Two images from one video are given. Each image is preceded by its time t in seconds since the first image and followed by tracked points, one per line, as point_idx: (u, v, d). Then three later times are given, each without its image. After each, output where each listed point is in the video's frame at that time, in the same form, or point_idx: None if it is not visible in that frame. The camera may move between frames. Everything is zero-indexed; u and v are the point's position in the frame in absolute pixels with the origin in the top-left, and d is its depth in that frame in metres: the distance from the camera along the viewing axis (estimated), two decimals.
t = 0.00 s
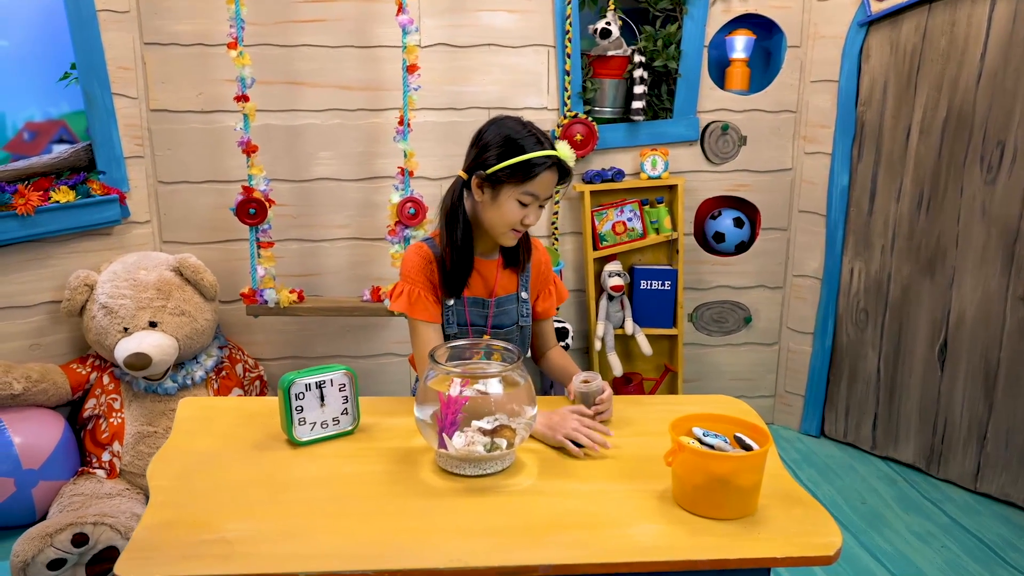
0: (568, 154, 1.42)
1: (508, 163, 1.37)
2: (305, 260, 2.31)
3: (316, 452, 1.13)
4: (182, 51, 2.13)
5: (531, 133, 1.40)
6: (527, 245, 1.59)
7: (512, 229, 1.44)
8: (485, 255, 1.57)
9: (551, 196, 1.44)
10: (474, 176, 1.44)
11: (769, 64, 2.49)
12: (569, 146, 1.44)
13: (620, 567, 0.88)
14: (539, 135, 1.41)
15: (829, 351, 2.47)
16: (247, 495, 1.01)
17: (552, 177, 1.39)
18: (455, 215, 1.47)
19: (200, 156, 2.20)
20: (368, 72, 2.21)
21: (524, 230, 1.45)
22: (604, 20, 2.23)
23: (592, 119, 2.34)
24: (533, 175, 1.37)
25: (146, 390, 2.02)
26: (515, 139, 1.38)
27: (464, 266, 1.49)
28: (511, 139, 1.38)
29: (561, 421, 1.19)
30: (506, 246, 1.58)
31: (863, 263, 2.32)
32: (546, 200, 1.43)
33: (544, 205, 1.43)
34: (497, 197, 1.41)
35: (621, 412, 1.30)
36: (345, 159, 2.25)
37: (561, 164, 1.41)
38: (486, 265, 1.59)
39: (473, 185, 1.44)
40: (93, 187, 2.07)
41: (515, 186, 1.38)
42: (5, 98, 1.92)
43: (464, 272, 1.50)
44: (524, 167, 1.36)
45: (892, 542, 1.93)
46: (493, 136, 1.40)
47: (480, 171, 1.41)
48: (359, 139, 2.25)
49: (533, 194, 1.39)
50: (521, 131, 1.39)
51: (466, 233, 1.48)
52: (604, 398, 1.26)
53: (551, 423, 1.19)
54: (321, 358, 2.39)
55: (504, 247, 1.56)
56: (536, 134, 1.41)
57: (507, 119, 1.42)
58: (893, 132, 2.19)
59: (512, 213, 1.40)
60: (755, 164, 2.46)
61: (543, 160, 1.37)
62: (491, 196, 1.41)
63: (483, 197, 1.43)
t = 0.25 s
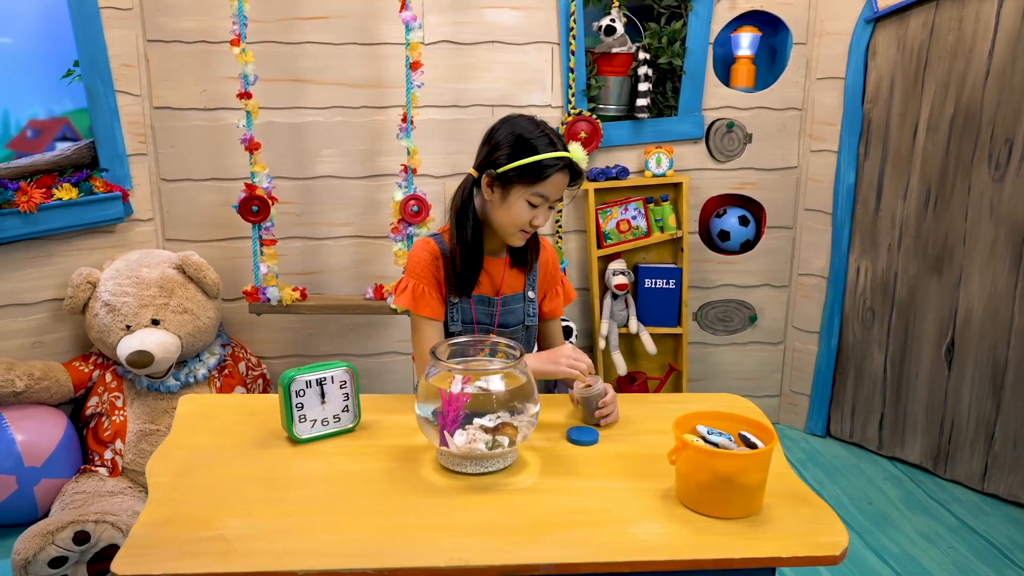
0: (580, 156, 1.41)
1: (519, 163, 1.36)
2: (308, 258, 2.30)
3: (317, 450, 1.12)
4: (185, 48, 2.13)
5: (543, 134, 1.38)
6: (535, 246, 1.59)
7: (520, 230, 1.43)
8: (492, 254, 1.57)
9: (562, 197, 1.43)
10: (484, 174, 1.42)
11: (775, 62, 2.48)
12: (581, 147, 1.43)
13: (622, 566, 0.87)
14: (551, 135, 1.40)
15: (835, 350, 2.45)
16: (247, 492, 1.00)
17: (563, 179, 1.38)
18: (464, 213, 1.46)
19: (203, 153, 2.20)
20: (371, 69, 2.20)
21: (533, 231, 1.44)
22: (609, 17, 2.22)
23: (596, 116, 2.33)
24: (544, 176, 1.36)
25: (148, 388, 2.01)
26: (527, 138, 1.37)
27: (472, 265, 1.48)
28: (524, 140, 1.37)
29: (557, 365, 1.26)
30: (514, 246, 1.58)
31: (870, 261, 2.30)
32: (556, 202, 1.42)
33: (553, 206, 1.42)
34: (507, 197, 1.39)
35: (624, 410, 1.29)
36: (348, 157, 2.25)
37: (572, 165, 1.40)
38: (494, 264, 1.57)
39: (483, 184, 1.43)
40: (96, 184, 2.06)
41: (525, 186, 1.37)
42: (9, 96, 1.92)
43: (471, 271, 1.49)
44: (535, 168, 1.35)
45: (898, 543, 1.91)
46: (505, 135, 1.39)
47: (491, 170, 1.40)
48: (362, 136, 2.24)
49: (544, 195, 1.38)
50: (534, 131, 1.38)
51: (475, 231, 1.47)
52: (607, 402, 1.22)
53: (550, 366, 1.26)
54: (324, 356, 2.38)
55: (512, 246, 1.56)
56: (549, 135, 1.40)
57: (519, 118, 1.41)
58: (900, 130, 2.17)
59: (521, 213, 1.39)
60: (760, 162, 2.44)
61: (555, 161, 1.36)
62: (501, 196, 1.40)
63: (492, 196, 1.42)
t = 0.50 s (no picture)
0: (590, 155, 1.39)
1: (527, 160, 1.34)
2: (311, 256, 2.30)
3: (318, 447, 1.11)
4: (189, 45, 2.12)
5: (553, 131, 1.37)
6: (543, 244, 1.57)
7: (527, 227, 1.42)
8: (499, 250, 1.55)
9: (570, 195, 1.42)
10: (492, 170, 1.41)
11: (781, 59, 2.46)
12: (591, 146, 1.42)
13: (626, 566, 0.86)
14: (561, 133, 1.38)
15: (841, 349, 2.43)
16: (247, 489, 0.99)
17: (572, 177, 1.37)
18: (471, 208, 1.44)
19: (206, 150, 2.19)
20: (375, 66, 2.19)
21: (540, 229, 1.43)
22: (613, 14, 2.21)
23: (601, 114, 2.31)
24: (552, 174, 1.34)
25: (150, 385, 2.00)
26: (536, 135, 1.36)
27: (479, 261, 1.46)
28: (534, 137, 1.35)
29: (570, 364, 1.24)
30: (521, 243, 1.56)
31: (877, 260, 2.28)
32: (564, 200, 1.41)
33: (561, 205, 1.41)
34: (515, 194, 1.38)
35: (629, 408, 1.28)
36: (352, 154, 2.24)
37: (581, 164, 1.38)
38: (500, 261, 1.56)
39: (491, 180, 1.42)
40: (99, 181, 2.06)
41: (533, 184, 1.36)
42: (12, 93, 1.92)
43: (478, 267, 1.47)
44: (543, 166, 1.34)
45: (905, 544, 1.89)
46: (514, 131, 1.37)
47: (499, 166, 1.38)
48: (366, 133, 2.23)
49: (552, 193, 1.37)
50: (544, 128, 1.37)
51: (482, 227, 1.45)
52: (612, 399, 1.21)
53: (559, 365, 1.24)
54: (327, 354, 2.38)
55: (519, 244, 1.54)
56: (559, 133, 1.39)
57: (529, 114, 1.39)
58: (907, 127, 2.15)
59: (528, 211, 1.38)
60: (767, 160, 2.42)
61: (564, 159, 1.34)
62: (508, 192, 1.39)
63: (500, 192, 1.41)
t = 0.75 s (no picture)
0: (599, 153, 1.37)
1: (535, 156, 1.33)
2: (316, 254, 2.29)
3: (320, 445, 1.10)
4: (193, 42, 2.12)
5: (562, 127, 1.36)
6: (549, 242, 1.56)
7: (534, 224, 1.41)
8: (505, 248, 1.54)
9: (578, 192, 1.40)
10: (499, 166, 1.40)
11: (789, 56, 2.44)
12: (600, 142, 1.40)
13: (632, 566, 0.84)
14: (570, 129, 1.37)
15: (849, 349, 2.41)
16: (248, 487, 0.98)
17: (580, 174, 1.36)
18: (479, 204, 1.44)
19: (211, 148, 2.19)
20: (380, 64, 2.18)
21: (547, 226, 1.42)
22: (619, 11, 2.20)
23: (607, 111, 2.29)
24: (560, 170, 1.33)
25: (155, 383, 2.00)
26: (545, 131, 1.34)
27: (485, 258, 1.46)
28: (542, 133, 1.34)
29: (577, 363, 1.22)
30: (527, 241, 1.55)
31: (885, 259, 2.26)
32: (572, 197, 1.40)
33: (569, 201, 1.40)
34: (522, 189, 1.37)
35: (635, 407, 1.26)
36: (356, 152, 2.23)
37: (589, 161, 1.37)
38: (506, 259, 1.55)
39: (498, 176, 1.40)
40: (103, 179, 2.06)
41: (540, 180, 1.34)
42: (18, 91, 1.92)
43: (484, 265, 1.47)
44: (551, 162, 1.33)
45: (914, 546, 1.87)
46: (522, 127, 1.36)
47: (507, 162, 1.37)
48: (370, 131, 2.22)
49: (559, 189, 1.35)
50: (552, 124, 1.35)
51: (489, 223, 1.45)
52: (616, 397, 1.20)
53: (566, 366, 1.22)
54: (332, 353, 2.37)
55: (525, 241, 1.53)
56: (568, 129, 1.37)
57: (538, 110, 1.38)
58: (916, 124, 2.13)
59: (536, 207, 1.37)
60: (774, 158, 2.41)
61: (573, 155, 1.33)
62: (515, 188, 1.38)
63: (507, 188, 1.40)
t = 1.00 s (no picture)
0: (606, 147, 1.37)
1: (540, 150, 1.32)
2: (321, 252, 2.28)
3: (323, 443, 1.09)
4: (198, 40, 2.11)
5: (567, 122, 1.35)
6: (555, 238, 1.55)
7: (538, 220, 1.39)
8: (511, 244, 1.53)
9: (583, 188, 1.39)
10: (503, 161, 1.39)
11: (797, 54, 2.42)
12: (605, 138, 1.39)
13: (638, 567, 0.83)
14: (575, 124, 1.36)
15: (857, 348, 2.38)
16: (250, 486, 0.97)
17: (585, 168, 1.34)
18: (484, 200, 1.42)
19: (216, 145, 2.18)
20: (385, 61, 2.17)
21: (552, 222, 1.40)
22: (626, 8, 2.19)
23: (613, 109, 2.28)
24: (564, 164, 1.32)
25: (159, 381, 2.00)
26: (549, 126, 1.33)
27: (493, 251, 1.44)
28: (547, 127, 1.33)
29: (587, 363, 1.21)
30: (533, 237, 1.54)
31: (894, 258, 2.24)
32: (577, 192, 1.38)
33: (574, 197, 1.38)
34: (526, 184, 1.36)
35: (641, 406, 1.25)
36: (362, 149, 2.22)
37: (594, 156, 1.36)
38: (512, 255, 1.54)
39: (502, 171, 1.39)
40: (108, 177, 2.06)
41: (545, 175, 1.33)
42: (24, 89, 1.92)
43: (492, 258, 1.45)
44: (556, 156, 1.32)
45: (924, 547, 1.85)
46: (526, 121, 1.35)
47: (511, 156, 1.36)
48: (375, 129, 2.21)
49: (564, 184, 1.34)
50: (557, 118, 1.34)
51: (494, 219, 1.43)
52: (623, 395, 1.19)
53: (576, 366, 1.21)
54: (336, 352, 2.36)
55: (531, 237, 1.52)
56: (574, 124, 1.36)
57: (542, 105, 1.37)
58: (926, 122, 2.11)
59: (540, 202, 1.35)
60: (782, 156, 2.39)
61: (577, 150, 1.32)
62: (520, 183, 1.37)
63: (512, 182, 1.38)
